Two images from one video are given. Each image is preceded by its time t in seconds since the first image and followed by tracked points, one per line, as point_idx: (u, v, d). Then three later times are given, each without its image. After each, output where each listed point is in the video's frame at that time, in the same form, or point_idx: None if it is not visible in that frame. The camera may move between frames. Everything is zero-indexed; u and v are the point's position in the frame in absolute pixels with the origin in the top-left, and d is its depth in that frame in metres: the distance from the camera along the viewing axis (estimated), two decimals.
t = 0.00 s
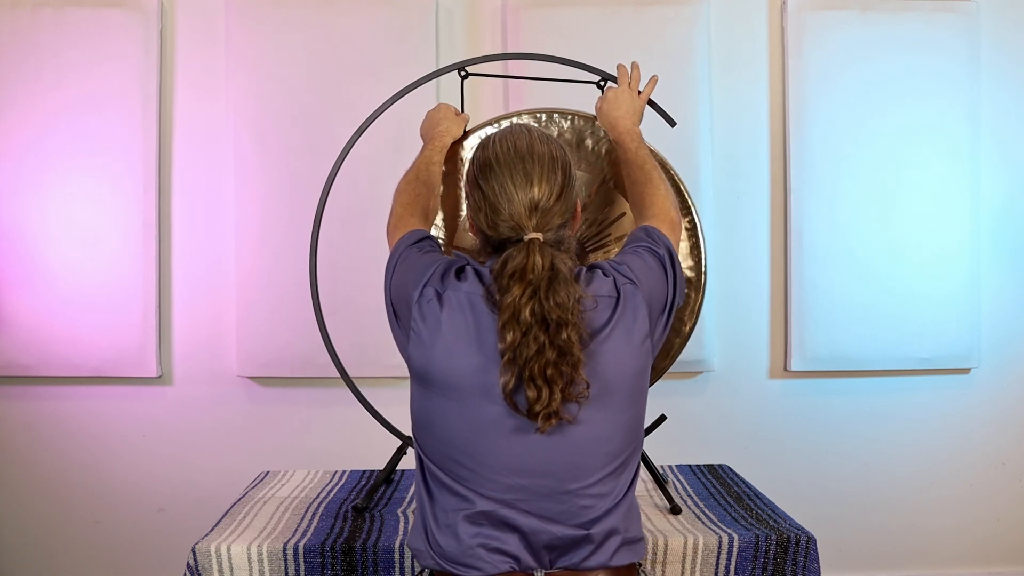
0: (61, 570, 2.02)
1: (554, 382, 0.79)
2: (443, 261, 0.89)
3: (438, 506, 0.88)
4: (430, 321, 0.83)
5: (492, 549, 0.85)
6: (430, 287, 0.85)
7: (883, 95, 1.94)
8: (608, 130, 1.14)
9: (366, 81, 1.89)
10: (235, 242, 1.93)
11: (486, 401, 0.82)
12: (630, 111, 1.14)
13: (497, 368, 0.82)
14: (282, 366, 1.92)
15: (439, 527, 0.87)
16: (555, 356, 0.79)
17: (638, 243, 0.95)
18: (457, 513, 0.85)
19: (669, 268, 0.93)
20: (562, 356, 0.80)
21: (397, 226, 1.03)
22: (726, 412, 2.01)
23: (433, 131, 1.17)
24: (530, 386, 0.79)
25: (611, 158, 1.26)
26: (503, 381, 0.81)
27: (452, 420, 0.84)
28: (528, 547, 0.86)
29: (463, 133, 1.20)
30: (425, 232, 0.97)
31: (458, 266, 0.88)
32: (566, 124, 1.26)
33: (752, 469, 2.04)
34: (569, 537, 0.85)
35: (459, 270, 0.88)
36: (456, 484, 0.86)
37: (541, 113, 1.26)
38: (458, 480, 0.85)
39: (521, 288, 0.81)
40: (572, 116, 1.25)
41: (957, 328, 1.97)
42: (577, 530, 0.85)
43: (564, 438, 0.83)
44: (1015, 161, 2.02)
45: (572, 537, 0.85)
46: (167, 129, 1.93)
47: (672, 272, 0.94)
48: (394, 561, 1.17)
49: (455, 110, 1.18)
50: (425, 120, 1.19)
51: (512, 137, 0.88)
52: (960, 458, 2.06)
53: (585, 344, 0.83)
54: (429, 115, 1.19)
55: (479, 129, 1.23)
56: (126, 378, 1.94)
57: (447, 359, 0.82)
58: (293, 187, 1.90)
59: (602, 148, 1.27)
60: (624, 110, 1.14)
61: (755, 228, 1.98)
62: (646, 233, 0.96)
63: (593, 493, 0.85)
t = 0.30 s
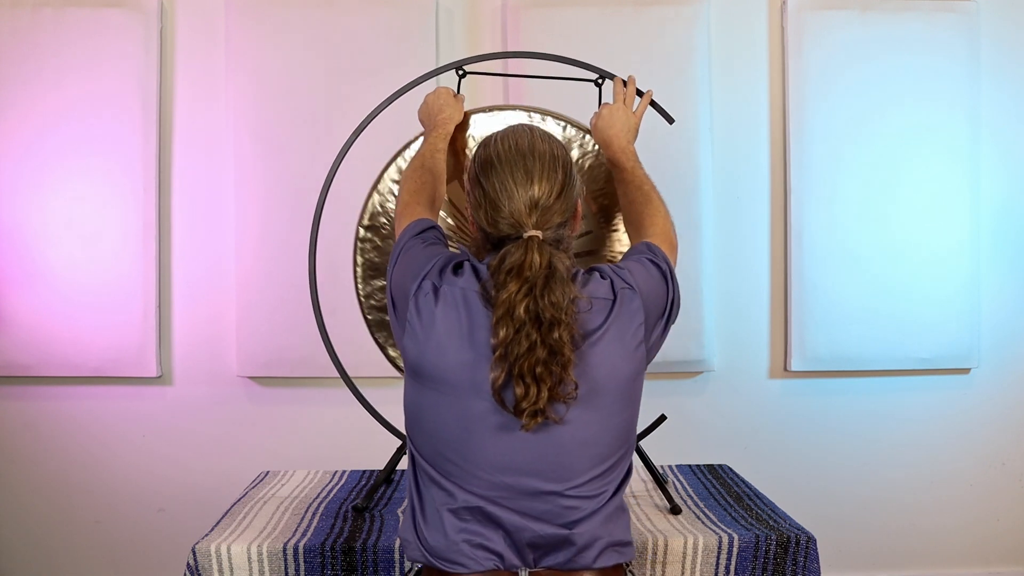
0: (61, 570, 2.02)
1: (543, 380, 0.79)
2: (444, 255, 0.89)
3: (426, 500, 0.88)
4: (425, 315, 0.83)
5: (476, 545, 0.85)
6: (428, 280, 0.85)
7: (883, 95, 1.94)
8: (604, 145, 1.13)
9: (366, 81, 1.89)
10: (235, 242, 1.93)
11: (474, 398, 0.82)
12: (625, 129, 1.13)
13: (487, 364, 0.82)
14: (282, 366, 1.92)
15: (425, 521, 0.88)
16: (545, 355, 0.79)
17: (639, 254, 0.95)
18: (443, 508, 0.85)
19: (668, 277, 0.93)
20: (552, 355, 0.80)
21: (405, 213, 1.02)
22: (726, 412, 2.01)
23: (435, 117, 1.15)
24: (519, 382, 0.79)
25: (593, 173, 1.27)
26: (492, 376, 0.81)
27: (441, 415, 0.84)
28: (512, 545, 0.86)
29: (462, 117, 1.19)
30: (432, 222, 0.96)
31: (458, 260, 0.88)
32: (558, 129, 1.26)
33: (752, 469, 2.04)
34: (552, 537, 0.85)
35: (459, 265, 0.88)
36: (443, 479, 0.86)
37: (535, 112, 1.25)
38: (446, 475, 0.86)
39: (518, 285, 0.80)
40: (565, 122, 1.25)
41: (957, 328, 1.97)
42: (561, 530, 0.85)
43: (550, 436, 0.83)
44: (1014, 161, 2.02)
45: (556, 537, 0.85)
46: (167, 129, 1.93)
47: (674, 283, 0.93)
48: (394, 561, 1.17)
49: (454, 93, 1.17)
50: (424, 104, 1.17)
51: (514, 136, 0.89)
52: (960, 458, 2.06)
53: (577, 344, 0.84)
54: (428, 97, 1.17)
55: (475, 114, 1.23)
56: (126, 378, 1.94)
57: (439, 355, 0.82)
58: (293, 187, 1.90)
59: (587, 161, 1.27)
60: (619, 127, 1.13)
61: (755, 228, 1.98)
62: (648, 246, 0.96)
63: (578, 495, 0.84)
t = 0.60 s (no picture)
0: (61, 570, 2.02)
1: (541, 383, 0.79)
2: (441, 256, 0.89)
3: (423, 504, 0.88)
4: (421, 317, 0.84)
5: (475, 548, 0.85)
6: (425, 282, 0.85)
7: (883, 95, 1.94)
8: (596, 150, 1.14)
9: (366, 81, 1.89)
10: (235, 241, 1.93)
11: (472, 401, 0.82)
12: (616, 134, 1.14)
13: (485, 367, 0.82)
14: (282, 367, 1.92)
15: (423, 524, 0.87)
16: (543, 358, 0.79)
17: (632, 256, 0.95)
18: (440, 511, 0.85)
19: (660, 280, 0.93)
20: (551, 358, 0.80)
21: (400, 208, 1.02)
22: (726, 412, 2.01)
23: (429, 109, 1.15)
24: (518, 386, 0.79)
25: (583, 178, 1.27)
26: (490, 380, 0.81)
27: (437, 418, 0.84)
28: (510, 548, 0.86)
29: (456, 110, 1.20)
30: (428, 221, 0.96)
31: (454, 261, 0.88)
32: (553, 130, 1.26)
33: (752, 470, 2.04)
34: (549, 539, 0.85)
35: (455, 266, 0.88)
36: (440, 482, 0.86)
37: (531, 111, 1.25)
38: (443, 478, 0.86)
39: (514, 288, 0.80)
40: (560, 124, 1.25)
41: (957, 327, 1.97)
42: (558, 532, 0.85)
43: (548, 439, 0.83)
44: (1014, 161, 2.02)
45: (553, 539, 0.85)
46: (167, 129, 1.93)
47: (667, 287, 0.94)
48: (394, 561, 1.16)
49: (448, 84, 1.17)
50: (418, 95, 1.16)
51: (509, 139, 0.89)
52: (961, 458, 2.06)
53: (574, 347, 0.84)
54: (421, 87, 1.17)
55: (469, 108, 1.23)
56: (126, 378, 1.94)
57: (436, 357, 0.82)
58: (293, 187, 1.90)
59: (577, 165, 1.27)
60: (610, 132, 1.14)
61: (754, 228, 1.98)
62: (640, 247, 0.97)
63: (574, 497, 0.84)
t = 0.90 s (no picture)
0: (61, 570, 2.02)
1: (539, 380, 0.79)
2: (440, 256, 0.89)
3: (424, 504, 0.88)
4: (420, 318, 0.84)
5: (474, 548, 0.85)
6: (423, 282, 0.85)
7: (883, 95, 1.94)
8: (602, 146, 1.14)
9: (366, 81, 1.89)
10: (235, 241, 1.93)
11: (471, 401, 0.82)
12: (622, 130, 1.15)
13: (484, 365, 0.82)
14: (282, 366, 1.92)
15: (423, 524, 0.88)
16: (542, 355, 0.79)
17: (635, 256, 0.95)
18: (440, 511, 0.85)
19: (661, 279, 0.93)
20: (549, 355, 0.80)
21: (402, 210, 1.02)
22: (726, 412, 2.01)
23: (432, 112, 1.15)
24: (516, 383, 0.79)
25: (588, 177, 1.27)
26: (489, 378, 0.81)
27: (437, 418, 0.84)
28: (510, 547, 0.86)
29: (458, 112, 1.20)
30: (429, 221, 0.96)
31: (453, 261, 0.88)
32: (557, 130, 1.26)
33: (752, 470, 2.04)
34: (549, 539, 0.85)
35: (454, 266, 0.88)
36: (440, 482, 0.86)
37: (535, 112, 1.25)
38: (442, 478, 0.86)
39: (511, 286, 0.80)
40: (564, 124, 1.25)
41: (957, 327, 1.97)
42: (557, 532, 0.85)
43: (547, 438, 0.83)
44: (1015, 161, 2.02)
45: (552, 539, 0.85)
46: (167, 129, 1.93)
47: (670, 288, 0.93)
48: (394, 561, 1.16)
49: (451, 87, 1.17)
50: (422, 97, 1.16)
51: (507, 138, 0.89)
52: (960, 459, 2.06)
53: (572, 345, 0.84)
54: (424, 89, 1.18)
55: (474, 110, 1.23)
56: (126, 378, 1.94)
57: (435, 358, 0.82)
58: (293, 187, 1.90)
59: (583, 163, 1.27)
60: (616, 129, 1.14)
61: (755, 228, 1.98)
62: (644, 248, 0.96)
63: (573, 497, 0.84)
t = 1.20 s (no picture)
0: (62, 570, 2.02)
1: (537, 388, 0.79)
2: (427, 269, 0.88)
3: (423, 514, 0.88)
4: (415, 333, 0.83)
5: (475, 558, 0.84)
6: (414, 297, 0.85)
7: (883, 95, 1.94)
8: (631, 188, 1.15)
9: (366, 81, 1.89)
10: (235, 242, 1.93)
11: (469, 413, 0.82)
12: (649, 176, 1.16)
13: (482, 376, 0.82)
14: (282, 366, 1.92)
15: (422, 535, 0.87)
16: (538, 363, 0.79)
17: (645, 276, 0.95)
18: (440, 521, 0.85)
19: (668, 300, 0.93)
20: (546, 362, 0.80)
21: (366, 226, 1.03)
22: (726, 412, 2.01)
23: (399, 108, 1.11)
24: (514, 391, 0.79)
25: (594, 177, 1.26)
26: (487, 387, 0.81)
27: (435, 431, 0.84)
28: (510, 556, 0.85)
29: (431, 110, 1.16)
30: (398, 233, 0.96)
31: (443, 274, 0.88)
32: (561, 131, 1.25)
33: (752, 470, 2.04)
34: (549, 548, 0.85)
35: (443, 279, 0.88)
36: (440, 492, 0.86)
37: (540, 113, 1.25)
38: (442, 489, 0.86)
39: (505, 293, 0.81)
40: (568, 125, 1.25)
41: (956, 327, 1.97)
42: (557, 541, 0.85)
43: (546, 447, 0.83)
44: (1015, 161, 2.02)
45: (553, 548, 0.85)
46: (167, 130, 1.93)
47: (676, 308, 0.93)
48: (394, 561, 1.16)
49: (424, 81, 1.14)
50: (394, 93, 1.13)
51: (503, 140, 0.88)
52: (961, 458, 2.06)
53: (572, 355, 0.84)
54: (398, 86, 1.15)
55: (479, 112, 1.24)
56: (126, 378, 1.94)
57: (432, 372, 0.82)
58: (293, 187, 1.90)
59: (587, 164, 1.26)
60: (645, 173, 1.16)
61: (754, 228, 1.98)
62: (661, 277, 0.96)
63: (574, 507, 0.84)
